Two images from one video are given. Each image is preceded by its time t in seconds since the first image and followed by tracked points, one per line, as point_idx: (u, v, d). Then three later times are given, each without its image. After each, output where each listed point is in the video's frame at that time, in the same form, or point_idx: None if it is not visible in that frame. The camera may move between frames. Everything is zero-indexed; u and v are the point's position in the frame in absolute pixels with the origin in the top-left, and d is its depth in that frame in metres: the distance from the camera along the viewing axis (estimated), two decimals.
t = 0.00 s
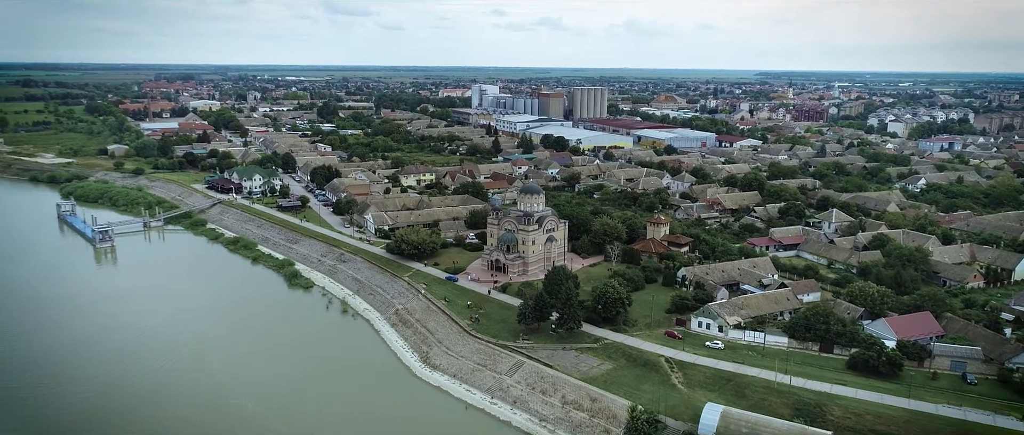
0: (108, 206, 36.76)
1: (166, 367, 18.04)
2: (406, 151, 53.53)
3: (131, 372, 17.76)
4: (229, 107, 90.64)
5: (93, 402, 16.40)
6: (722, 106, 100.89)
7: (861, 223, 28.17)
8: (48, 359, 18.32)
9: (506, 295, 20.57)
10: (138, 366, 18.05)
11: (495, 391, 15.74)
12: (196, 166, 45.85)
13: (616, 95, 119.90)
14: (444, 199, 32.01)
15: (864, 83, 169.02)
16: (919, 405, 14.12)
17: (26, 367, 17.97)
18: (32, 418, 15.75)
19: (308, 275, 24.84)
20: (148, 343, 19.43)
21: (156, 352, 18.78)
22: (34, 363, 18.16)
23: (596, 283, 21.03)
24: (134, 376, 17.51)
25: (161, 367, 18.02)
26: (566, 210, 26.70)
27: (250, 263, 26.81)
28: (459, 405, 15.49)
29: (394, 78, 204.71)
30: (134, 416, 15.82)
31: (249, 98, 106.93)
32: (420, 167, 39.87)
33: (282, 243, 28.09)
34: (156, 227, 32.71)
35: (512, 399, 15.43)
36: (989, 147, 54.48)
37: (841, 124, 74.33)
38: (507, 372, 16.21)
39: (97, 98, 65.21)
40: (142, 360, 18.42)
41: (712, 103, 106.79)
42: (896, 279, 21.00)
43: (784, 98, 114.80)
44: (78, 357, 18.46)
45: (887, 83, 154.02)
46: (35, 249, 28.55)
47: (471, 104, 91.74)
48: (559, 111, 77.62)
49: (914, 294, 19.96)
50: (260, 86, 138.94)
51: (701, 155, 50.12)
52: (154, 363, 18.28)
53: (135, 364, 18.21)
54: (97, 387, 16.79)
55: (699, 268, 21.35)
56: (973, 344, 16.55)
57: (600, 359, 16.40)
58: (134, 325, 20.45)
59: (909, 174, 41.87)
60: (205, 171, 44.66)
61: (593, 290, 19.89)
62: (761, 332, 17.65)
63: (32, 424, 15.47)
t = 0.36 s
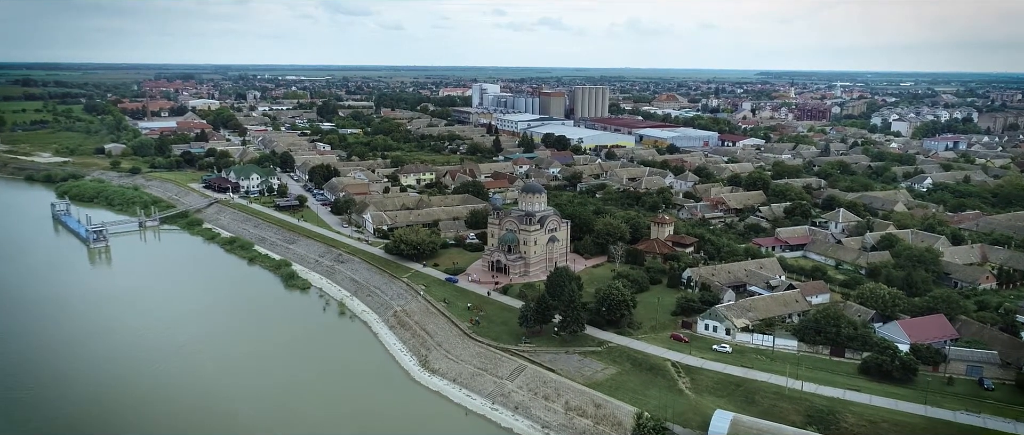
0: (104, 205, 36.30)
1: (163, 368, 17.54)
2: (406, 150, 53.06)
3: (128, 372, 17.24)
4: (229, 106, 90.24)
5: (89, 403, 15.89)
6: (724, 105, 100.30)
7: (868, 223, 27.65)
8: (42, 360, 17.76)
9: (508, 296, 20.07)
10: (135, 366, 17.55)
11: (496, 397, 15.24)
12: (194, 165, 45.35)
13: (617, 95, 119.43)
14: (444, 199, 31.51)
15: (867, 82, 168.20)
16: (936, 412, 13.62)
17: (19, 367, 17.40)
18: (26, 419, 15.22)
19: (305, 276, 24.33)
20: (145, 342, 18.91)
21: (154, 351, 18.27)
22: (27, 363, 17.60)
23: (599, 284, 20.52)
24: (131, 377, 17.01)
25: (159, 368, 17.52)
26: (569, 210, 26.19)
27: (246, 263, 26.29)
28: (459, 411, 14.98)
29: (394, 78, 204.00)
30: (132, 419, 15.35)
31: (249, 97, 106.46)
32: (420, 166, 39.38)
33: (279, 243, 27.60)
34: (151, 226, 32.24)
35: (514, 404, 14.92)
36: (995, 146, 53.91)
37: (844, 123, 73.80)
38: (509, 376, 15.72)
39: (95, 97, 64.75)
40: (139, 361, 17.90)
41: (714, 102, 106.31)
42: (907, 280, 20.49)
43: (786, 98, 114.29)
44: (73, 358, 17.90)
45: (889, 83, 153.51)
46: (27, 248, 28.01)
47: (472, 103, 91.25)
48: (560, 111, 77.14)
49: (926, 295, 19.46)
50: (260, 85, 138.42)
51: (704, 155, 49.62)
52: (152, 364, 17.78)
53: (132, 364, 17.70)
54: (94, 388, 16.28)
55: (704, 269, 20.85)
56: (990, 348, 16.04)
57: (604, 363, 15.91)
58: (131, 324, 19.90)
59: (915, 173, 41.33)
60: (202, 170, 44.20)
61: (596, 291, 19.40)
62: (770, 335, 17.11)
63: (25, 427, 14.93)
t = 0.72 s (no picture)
0: (99, 205, 35.78)
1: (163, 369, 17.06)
2: (406, 149, 52.53)
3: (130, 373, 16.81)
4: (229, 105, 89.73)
5: (91, 402, 15.47)
6: (725, 105, 99.64)
7: (876, 223, 27.13)
8: (40, 358, 17.29)
9: (509, 298, 19.58)
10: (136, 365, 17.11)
11: (496, 403, 14.72)
12: (191, 164, 44.88)
13: (618, 94, 118.89)
14: (444, 199, 30.99)
15: (868, 82, 167.59)
16: (953, 420, 13.11)
17: (17, 365, 16.96)
18: (28, 419, 14.81)
19: (302, 278, 23.84)
20: (144, 340, 18.46)
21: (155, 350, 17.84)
22: (26, 361, 17.13)
23: (603, 286, 20.01)
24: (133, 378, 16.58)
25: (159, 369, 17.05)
26: (571, 210, 25.69)
27: (241, 264, 25.81)
28: (459, 418, 14.45)
29: (395, 77, 203.37)
30: (134, 419, 14.93)
31: (249, 97, 105.90)
32: (420, 166, 38.88)
33: (276, 244, 27.11)
34: (146, 227, 31.75)
35: (515, 411, 14.40)
36: (1001, 145, 53.31)
37: (847, 123, 73.17)
38: (510, 382, 15.21)
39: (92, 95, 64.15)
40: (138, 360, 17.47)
41: (716, 101, 105.66)
42: (918, 282, 19.97)
43: (787, 97, 113.64)
44: (71, 356, 17.46)
45: (892, 82, 152.78)
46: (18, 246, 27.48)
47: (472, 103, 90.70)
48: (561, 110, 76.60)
49: (938, 298, 18.94)
50: (260, 85, 137.83)
51: (707, 154, 49.10)
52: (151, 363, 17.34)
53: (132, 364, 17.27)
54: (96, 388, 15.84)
55: (710, 271, 20.37)
56: (1007, 352, 15.52)
57: (609, 369, 15.40)
58: (131, 324, 19.50)
59: (921, 173, 40.77)
60: (199, 169, 43.68)
61: (600, 293, 18.90)
62: (779, 339, 16.61)
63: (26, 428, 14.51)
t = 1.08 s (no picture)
0: (93, 206, 35.22)
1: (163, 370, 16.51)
2: (405, 149, 51.99)
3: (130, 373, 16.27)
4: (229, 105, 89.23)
5: (91, 403, 14.91)
6: (727, 104, 99.05)
7: (885, 224, 26.54)
8: (36, 357, 16.70)
9: (510, 301, 19.00)
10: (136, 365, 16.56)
11: (497, 412, 14.15)
12: (188, 164, 44.35)
13: (620, 94, 118.26)
14: (444, 199, 30.43)
15: (869, 82, 166.95)
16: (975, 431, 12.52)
17: (13, 363, 16.35)
18: (25, 420, 14.24)
19: (297, 280, 23.27)
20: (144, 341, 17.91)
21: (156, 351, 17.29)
22: (21, 359, 16.54)
23: (607, 289, 19.44)
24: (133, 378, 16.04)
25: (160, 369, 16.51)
26: (573, 210, 25.13)
27: (237, 266, 25.24)
28: (458, 428, 13.88)
29: (395, 77, 202.64)
30: (134, 419, 14.37)
31: (248, 97, 105.38)
32: (419, 166, 38.30)
33: (272, 245, 26.56)
34: (141, 227, 31.19)
35: (518, 421, 13.83)
36: (1007, 144, 52.67)
37: (850, 122, 72.50)
38: (511, 390, 14.64)
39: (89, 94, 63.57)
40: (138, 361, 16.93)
41: (718, 101, 105.03)
42: (931, 285, 19.38)
43: (789, 97, 113.03)
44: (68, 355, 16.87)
45: (894, 83, 152.03)
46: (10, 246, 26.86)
47: (472, 102, 90.15)
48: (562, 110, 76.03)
49: (953, 301, 18.35)
50: (260, 86, 137.16)
51: (710, 154, 48.55)
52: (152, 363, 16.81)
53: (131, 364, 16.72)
54: (95, 387, 15.28)
55: (717, 273, 19.80)
56: None
57: (614, 376, 14.82)
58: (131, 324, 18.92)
59: (928, 172, 40.18)
60: (196, 169, 43.12)
61: (604, 297, 18.32)
62: (790, 345, 16.05)
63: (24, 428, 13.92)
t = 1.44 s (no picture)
0: (87, 207, 34.59)
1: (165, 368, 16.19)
2: (405, 148, 51.36)
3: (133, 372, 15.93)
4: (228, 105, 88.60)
5: (91, 402, 14.55)
6: (729, 104, 98.32)
7: (896, 225, 25.87)
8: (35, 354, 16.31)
9: (511, 306, 18.35)
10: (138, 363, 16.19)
11: (498, 423, 13.51)
12: (185, 164, 43.76)
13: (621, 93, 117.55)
14: (443, 200, 29.79)
15: (870, 81, 166.15)
16: None
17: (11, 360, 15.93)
18: (24, 419, 13.90)
19: (293, 283, 22.63)
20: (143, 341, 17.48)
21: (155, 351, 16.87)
22: (19, 357, 16.15)
23: (612, 293, 18.80)
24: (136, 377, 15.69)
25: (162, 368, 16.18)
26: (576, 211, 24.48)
27: (231, 269, 24.64)
28: None
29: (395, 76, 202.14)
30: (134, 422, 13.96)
31: (248, 97, 104.76)
32: (419, 165, 37.65)
33: (267, 247, 25.93)
34: (134, 228, 30.56)
35: (519, 433, 13.19)
36: (1014, 144, 51.94)
37: (854, 122, 71.78)
38: (512, 400, 14.00)
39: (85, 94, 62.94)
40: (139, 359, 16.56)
41: (720, 100, 104.31)
42: (947, 288, 18.72)
43: (792, 96, 112.35)
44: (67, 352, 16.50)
45: (896, 82, 151.21)
46: None
47: (473, 101, 89.50)
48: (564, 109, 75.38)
49: (970, 306, 17.70)
50: (260, 85, 136.46)
51: (713, 154, 47.90)
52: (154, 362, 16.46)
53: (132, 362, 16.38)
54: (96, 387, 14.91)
55: (726, 277, 19.17)
56: None
57: (620, 385, 14.17)
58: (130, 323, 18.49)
59: (936, 172, 39.51)
60: (193, 169, 42.50)
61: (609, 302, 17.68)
62: (804, 352, 15.40)
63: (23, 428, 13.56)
